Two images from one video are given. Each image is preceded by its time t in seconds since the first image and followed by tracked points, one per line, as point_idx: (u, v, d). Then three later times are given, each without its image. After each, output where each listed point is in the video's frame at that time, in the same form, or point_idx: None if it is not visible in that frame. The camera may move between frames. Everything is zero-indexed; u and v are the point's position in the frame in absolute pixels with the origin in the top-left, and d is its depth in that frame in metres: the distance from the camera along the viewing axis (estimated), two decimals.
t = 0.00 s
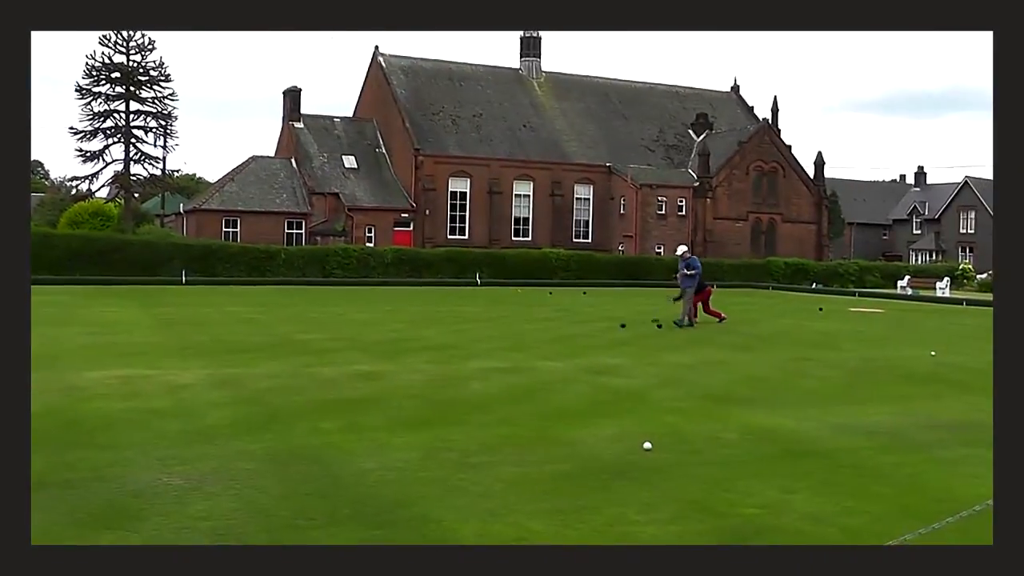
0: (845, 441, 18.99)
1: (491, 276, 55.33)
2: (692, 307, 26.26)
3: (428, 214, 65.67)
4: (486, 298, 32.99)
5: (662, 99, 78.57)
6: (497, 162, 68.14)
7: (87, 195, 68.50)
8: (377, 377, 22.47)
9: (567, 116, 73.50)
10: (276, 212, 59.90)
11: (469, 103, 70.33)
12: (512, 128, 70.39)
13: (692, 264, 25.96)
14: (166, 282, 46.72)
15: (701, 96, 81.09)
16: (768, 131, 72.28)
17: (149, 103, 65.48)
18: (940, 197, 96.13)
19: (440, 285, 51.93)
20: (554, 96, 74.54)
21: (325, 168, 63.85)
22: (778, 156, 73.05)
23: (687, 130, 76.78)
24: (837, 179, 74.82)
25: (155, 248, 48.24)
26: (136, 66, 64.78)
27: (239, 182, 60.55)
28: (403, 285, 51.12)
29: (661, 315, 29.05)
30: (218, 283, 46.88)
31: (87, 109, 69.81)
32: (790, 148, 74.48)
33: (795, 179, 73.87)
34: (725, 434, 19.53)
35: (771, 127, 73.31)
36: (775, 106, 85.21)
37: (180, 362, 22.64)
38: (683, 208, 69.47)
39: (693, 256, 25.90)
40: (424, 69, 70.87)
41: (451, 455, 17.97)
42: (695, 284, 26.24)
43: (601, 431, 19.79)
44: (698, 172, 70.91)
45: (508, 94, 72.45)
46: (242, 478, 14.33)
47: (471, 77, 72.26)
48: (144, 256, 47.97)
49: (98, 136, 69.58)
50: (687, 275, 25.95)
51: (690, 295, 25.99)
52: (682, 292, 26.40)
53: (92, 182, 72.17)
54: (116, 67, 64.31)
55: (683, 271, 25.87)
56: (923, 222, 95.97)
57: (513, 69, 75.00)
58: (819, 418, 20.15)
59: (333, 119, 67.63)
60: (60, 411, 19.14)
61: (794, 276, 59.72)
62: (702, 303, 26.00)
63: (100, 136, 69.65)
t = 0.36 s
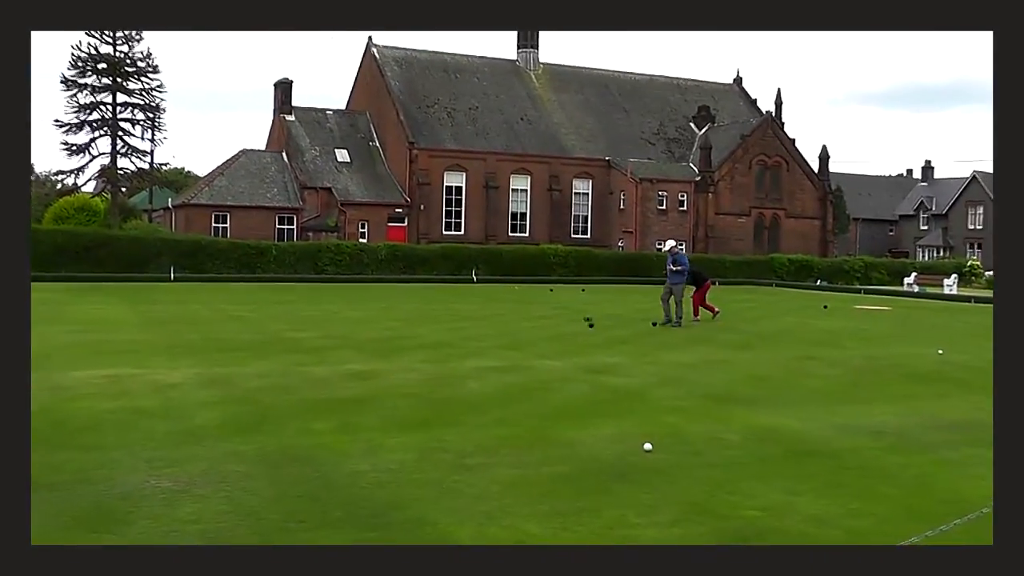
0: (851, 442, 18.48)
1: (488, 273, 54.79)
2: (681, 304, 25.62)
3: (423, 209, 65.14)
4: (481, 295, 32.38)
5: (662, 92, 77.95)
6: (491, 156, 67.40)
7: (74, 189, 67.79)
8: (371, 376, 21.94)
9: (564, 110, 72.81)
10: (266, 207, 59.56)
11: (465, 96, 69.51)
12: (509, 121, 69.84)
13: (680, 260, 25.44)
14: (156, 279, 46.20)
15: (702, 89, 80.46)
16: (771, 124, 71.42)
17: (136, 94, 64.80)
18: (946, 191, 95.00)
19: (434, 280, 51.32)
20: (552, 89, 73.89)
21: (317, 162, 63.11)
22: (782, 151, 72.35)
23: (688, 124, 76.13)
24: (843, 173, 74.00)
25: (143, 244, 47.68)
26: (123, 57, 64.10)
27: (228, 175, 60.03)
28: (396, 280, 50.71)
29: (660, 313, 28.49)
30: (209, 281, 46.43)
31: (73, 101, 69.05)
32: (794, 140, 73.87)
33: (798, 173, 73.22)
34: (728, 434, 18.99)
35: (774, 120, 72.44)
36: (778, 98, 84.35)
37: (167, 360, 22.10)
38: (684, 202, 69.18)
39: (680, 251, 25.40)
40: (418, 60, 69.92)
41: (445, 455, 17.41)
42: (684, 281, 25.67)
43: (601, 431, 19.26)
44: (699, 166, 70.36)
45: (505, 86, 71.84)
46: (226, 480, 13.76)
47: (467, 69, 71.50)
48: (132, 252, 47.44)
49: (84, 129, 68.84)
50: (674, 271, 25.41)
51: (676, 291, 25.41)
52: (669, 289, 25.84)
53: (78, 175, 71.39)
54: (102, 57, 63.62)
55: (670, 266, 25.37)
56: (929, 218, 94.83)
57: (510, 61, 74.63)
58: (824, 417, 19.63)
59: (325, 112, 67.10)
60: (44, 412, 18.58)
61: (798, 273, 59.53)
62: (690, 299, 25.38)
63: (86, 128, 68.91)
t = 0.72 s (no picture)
0: (890, 454, 16.70)
1: (486, 270, 53.06)
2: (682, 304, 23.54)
3: (418, 199, 63.27)
4: (482, 294, 30.51)
5: (679, 72, 75.97)
6: (491, 143, 65.54)
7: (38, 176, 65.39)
8: (361, 380, 20.16)
9: (572, 91, 70.97)
10: (247, 197, 57.86)
11: (463, 77, 67.77)
12: (510, 103, 68.01)
13: (676, 255, 23.52)
14: (128, 277, 44.47)
15: (722, 68, 78.22)
16: (795, 107, 68.67)
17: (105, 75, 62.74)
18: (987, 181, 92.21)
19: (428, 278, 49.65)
20: (557, 69, 71.90)
21: (303, 150, 61.34)
22: (808, 138, 69.49)
23: (706, 107, 74.06)
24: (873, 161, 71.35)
25: (114, 237, 45.90)
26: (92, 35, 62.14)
27: (206, 164, 58.34)
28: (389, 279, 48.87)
29: (673, 312, 26.65)
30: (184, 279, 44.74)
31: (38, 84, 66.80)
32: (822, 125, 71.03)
33: (824, 160, 70.22)
34: (754, 445, 17.21)
35: (799, 103, 69.60)
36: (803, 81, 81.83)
37: (138, 362, 20.33)
38: (701, 192, 67.06)
39: (676, 246, 23.49)
40: (413, 38, 68.09)
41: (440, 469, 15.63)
42: (683, 279, 23.65)
43: (613, 442, 17.50)
44: (718, 153, 68.04)
45: (507, 66, 70.00)
46: (188, 494, 12.04)
47: (466, 49, 69.63)
48: (102, 246, 45.66)
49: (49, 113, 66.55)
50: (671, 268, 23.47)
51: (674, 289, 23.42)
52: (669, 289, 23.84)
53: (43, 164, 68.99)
54: (70, 35, 61.65)
55: (666, 263, 23.50)
56: (969, 209, 92.05)
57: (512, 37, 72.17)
58: (858, 426, 17.84)
59: (312, 94, 65.29)
60: None
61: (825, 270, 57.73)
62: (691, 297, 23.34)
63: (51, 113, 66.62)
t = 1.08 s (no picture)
0: (931, 471, 14.58)
1: (466, 266, 50.63)
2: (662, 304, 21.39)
3: (391, 187, 60.18)
4: (468, 292, 28.32)
5: (684, 47, 73.89)
6: (473, 124, 62.77)
7: None
8: (331, 388, 18.03)
9: (564, 68, 68.76)
10: (198, 183, 54.72)
11: (443, 51, 65.19)
12: (495, 80, 65.46)
13: (660, 249, 21.36)
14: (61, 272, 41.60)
15: (732, 42, 75.86)
16: (809, 86, 66.56)
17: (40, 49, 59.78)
18: None
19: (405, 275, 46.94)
20: (549, 43, 69.50)
21: (262, 130, 59.07)
22: (825, 119, 67.28)
23: (713, 84, 72.08)
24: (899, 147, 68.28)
25: (50, 232, 43.34)
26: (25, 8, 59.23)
27: (154, 148, 55.34)
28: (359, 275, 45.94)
29: (676, 312, 24.48)
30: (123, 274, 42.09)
31: None
32: (841, 104, 68.41)
33: (846, 144, 67.90)
34: (774, 462, 15.08)
35: (815, 83, 67.34)
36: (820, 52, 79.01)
37: (79, 369, 18.20)
38: (708, 178, 64.33)
39: (661, 238, 21.33)
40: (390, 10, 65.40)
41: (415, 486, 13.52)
42: (665, 274, 21.39)
43: (614, 457, 15.37)
44: (727, 136, 65.55)
45: (494, 40, 67.35)
46: (106, 529, 9.94)
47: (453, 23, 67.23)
48: (38, 242, 43.18)
49: None
50: (654, 263, 21.33)
51: (656, 288, 21.27)
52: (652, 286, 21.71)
53: None
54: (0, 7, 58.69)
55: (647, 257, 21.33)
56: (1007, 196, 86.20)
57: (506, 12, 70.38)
58: (892, 438, 15.70)
59: (273, 70, 62.87)
60: None
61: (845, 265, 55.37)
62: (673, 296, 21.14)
63: None
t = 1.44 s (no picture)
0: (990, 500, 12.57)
1: (453, 265, 47.20)
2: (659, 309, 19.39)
3: (369, 176, 56.06)
4: (458, 294, 26.30)
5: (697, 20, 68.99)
6: (462, 107, 58.36)
7: None
8: (301, 401, 16.07)
9: (562, 43, 63.63)
10: (153, 172, 50.62)
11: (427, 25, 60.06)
12: (485, 58, 60.81)
13: (657, 248, 19.34)
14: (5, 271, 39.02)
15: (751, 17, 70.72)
16: (835, 63, 61.11)
17: None
18: None
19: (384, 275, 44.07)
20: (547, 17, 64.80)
21: (225, 114, 54.59)
22: (856, 99, 61.36)
23: (728, 61, 67.22)
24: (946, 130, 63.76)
25: None
26: None
27: (103, 132, 51.30)
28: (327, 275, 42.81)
29: (683, 315, 22.47)
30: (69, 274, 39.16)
31: None
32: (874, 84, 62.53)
33: (878, 127, 62.03)
34: (806, 487, 13.08)
35: (843, 59, 61.49)
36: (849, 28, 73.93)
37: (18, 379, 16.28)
38: (722, 167, 59.43)
39: (658, 235, 19.31)
40: None
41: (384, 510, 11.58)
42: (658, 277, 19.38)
43: (619, 481, 13.34)
44: (744, 120, 60.30)
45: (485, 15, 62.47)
46: None
47: None
48: None
49: None
50: (650, 263, 19.32)
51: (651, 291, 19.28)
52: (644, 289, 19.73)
53: None
54: None
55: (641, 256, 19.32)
56: None
57: None
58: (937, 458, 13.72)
59: (236, 46, 58.47)
60: None
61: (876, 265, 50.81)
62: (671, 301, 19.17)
63: None
